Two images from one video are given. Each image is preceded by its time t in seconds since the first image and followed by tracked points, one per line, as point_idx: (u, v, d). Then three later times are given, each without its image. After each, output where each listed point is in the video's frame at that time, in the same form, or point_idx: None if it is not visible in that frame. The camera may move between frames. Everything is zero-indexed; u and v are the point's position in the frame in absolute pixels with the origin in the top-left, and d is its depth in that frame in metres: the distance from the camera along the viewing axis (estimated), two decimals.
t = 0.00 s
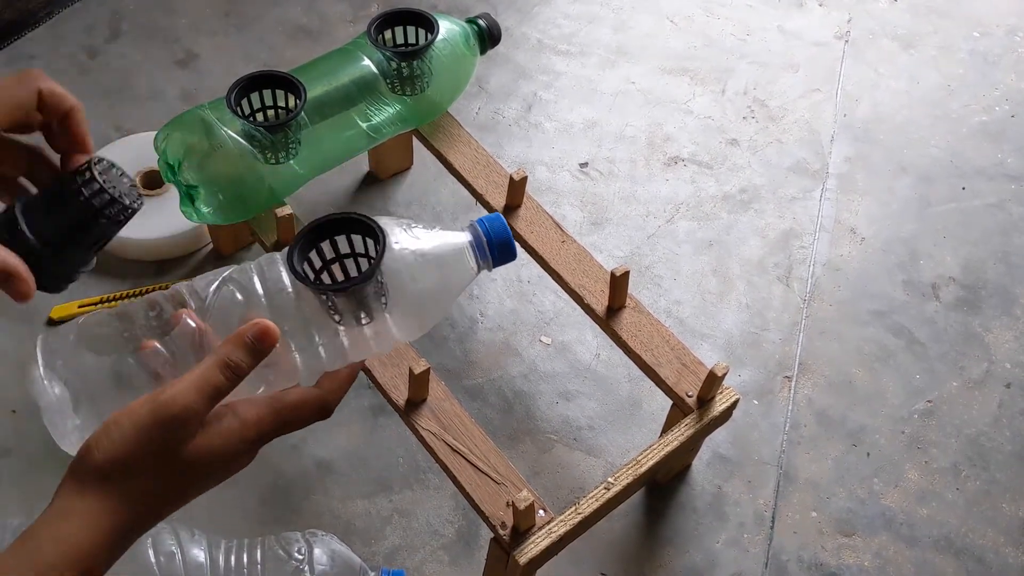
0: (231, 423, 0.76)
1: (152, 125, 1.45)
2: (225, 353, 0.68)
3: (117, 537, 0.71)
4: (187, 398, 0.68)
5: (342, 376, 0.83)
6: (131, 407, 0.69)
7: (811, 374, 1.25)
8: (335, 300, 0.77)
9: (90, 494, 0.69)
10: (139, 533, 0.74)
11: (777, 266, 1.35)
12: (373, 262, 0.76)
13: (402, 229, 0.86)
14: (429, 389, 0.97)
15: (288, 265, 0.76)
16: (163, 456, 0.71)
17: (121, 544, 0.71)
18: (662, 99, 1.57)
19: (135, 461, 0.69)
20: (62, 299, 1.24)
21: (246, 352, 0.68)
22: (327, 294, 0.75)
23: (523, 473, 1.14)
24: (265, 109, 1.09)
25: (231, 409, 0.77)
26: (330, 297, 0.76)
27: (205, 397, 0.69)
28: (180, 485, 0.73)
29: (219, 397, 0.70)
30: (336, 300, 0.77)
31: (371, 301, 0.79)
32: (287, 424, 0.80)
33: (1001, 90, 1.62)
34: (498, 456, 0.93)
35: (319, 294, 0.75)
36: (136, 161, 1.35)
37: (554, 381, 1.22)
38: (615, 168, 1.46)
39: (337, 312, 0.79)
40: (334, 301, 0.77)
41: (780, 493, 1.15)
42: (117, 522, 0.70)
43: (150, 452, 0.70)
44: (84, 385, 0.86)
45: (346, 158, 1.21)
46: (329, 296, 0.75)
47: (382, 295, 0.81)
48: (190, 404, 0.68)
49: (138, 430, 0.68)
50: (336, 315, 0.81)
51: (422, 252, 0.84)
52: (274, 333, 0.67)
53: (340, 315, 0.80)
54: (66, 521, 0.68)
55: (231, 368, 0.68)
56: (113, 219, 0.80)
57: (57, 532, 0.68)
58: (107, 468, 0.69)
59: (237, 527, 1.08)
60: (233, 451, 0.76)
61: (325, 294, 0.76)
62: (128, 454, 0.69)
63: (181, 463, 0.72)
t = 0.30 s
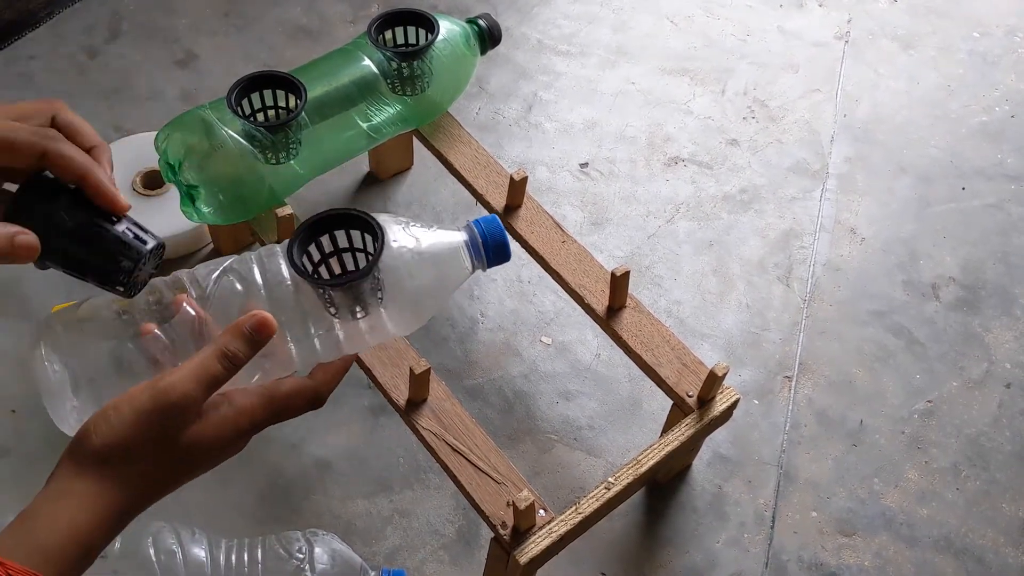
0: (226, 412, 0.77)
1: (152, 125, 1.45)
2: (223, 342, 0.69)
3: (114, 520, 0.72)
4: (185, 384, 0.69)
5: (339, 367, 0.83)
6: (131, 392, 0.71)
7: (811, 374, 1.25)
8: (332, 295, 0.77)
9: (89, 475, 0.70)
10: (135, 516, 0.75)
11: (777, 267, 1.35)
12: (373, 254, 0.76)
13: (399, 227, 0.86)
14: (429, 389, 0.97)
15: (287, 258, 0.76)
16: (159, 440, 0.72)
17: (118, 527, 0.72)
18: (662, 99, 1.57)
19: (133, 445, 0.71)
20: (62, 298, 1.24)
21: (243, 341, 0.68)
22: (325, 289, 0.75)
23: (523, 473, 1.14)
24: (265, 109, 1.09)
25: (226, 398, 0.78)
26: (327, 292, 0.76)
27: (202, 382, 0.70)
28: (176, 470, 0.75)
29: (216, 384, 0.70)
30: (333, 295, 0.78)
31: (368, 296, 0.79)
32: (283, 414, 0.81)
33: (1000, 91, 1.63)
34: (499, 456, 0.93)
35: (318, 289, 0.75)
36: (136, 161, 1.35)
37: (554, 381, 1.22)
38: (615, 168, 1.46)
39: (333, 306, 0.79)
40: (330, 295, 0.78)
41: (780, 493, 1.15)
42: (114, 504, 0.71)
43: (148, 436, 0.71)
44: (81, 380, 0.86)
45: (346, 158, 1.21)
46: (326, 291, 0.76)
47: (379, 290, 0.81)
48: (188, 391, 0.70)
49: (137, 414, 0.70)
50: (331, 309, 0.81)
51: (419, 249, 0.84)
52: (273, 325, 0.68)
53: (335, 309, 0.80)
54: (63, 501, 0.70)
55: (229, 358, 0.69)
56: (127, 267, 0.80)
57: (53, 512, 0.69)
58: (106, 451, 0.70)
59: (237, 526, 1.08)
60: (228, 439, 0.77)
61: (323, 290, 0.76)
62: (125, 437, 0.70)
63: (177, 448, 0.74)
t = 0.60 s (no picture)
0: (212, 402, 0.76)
1: (152, 125, 1.45)
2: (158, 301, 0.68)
3: (103, 510, 0.70)
4: (156, 359, 0.69)
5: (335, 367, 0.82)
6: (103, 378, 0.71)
7: (811, 374, 1.25)
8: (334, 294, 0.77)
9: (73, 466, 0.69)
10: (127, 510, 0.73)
11: (777, 266, 1.35)
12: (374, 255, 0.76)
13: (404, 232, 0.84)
14: (429, 389, 0.97)
15: (292, 256, 0.76)
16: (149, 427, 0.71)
17: (108, 517, 0.71)
18: (662, 99, 1.57)
19: (114, 430, 0.70)
20: (62, 297, 1.24)
21: (173, 294, 0.68)
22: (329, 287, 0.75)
23: (523, 472, 1.14)
24: (265, 109, 1.09)
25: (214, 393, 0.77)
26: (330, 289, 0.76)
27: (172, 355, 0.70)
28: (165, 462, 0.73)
29: (170, 351, 0.70)
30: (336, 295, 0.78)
31: (371, 299, 0.79)
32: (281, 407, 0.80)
33: (1001, 90, 1.63)
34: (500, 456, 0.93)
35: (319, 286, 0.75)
36: (136, 161, 1.35)
37: (554, 380, 1.22)
38: (615, 168, 1.46)
39: (337, 308, 0.80)
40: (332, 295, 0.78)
41: (781, 492, 1.15)
42: (102, 495, 0.70)
43: (128, 421, 0.70)
44: (81, 381, 0.86)
45: (346, 158, 1.21)
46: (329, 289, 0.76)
47: (383, 295, 0.81)
48: (150, 360, 0.69)
49: (111, 394, 0.69)
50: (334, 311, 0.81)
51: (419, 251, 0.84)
52: (193, 269, 0.67)
53: (338, 311, 0.80)
54: (55, 491, 0.68)
55: (166, 313, 0.68)
56: (136, 282, 0.80)
57: (46, 502, 0.68)
58: (93, 436, 0.70)
59: (237, 525, 1.08)
60: (214, 428, 0.75)
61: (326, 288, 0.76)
62: (111, 421, 0.70)
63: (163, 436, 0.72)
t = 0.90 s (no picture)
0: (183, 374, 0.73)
1: (153, 125, 1.45)
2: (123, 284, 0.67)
3: (89, 498, 0.69)
4: (112, 340, 0.67)
5: (299, 319, 0.80)
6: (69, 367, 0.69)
7: (811, 374, 1.25)
8: (269, 229, 0.78)
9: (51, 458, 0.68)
10: (113, 495, 0.72)
11: (778, 266, 1.35)
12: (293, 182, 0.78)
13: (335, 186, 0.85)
14: (429, 388, 0.97)
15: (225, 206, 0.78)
16: (119, 407, 0.69)
17: (94, 505, 0.70)
18: (662, 99, 1.57)
19: (85, 417, 0.68)
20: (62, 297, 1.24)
21: (140, 274, 0.67)
22: (259, 219, 0.76)
23: (523, 472, 1.14)
24: (266, 109, 1.09)
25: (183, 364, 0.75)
26: (262, 223, 0.77)
27: (132, 333, 0.68)
28: (143, 442, 0.71)
29: (137, 333, 0.68)
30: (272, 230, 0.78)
31: (310, 224, 0.79)
32: (254, 368, 0.77)
33: (1001, 90, 1.63)
34: (501, 456, 0.93)
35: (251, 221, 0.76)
36: (136, 160, 1.35)
37: (554, 380, 1.22)
38: (615, 168, 1.46)
39: (277, 246, 0.79)
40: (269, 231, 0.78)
41: (781, 492, 1.15)
42: (84, 483, 0.68)
43: (98, 406, 0.68)
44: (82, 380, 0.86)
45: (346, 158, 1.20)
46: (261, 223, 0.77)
47: (322, 219, 0.81)
48: (114, 343, 0.67)
49: (77, 382, 0.68)
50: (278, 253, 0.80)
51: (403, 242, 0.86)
52: (157, 253, 0.67)
53: (280, 251, 0.80)
54: (31, 481, 0.67)
55: (132, 295, 0.67)
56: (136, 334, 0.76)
57: (24, 492, 0.67)
58: (63, 422, 0.68)
59: (237, 525, 1.08)
60: (188, 401, 0.73)
61: (260, 224, 0.77)
62: (77, 405, 0.68)
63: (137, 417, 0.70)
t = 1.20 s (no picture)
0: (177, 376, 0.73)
1: (153, 124, 1.45)
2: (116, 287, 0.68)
3: (83, 498, 0.69)
4: (103, 343, 0.67)
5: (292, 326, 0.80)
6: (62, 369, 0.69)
7: (811, 373, 1.25)
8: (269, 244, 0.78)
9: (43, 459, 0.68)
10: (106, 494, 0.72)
11: (778, 266, 1.35)
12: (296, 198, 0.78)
13: (335, 204, 0.87)
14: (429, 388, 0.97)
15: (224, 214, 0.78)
16: (111, 410, 0.69)
17: (88, 505, 0.70)
18: (662, 99, 1.57)
19: (78, 420, 0.68)
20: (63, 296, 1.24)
21: (134, 277, 0.68)
22: (260, 235, 0.77)
23: (524, 471, 1.14)
24: (266, 108, 1.09)
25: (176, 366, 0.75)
26: (263, 239, 0.77)
27: (124, 336, 0.68)
28: (136, 443, 0.71)
29: (130, 335, 0.69)
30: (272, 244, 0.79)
31: (308, 240, 0.81)
32: (247, 373, 0.78)
33: (1001, 90, 1.62)
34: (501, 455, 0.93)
35: (252, 236, 0.77)
36: (137, 159, 1.35)
37: (554, 380, 1.22)
38: (616, 167, 1.46)
39: (275, 260, 0.81)
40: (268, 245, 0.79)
41: (781, 492, 1.15)
42: (76, 484, 0.69)
43: (91, 408, 0.69)
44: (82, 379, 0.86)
45: (346, 158, 1.20)
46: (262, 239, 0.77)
47: (318, 235, 0.82)
48: (107, 346, 0.67)
49: (70, 384, 0.68)
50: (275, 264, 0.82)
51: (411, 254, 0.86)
52: (150, 257, 0.68)
53: (278, 265, 0.81)
54: (24, 483, 0.67)
55: (125, 298, 0.68)
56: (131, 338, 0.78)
57: (19, 493, 0.67)
58: (55, 424, 0.68)
59: (237, 524, 1.08)
60: (180, 404, 0.73)
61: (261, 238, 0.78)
62: (70, 406, 0.68)
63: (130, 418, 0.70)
